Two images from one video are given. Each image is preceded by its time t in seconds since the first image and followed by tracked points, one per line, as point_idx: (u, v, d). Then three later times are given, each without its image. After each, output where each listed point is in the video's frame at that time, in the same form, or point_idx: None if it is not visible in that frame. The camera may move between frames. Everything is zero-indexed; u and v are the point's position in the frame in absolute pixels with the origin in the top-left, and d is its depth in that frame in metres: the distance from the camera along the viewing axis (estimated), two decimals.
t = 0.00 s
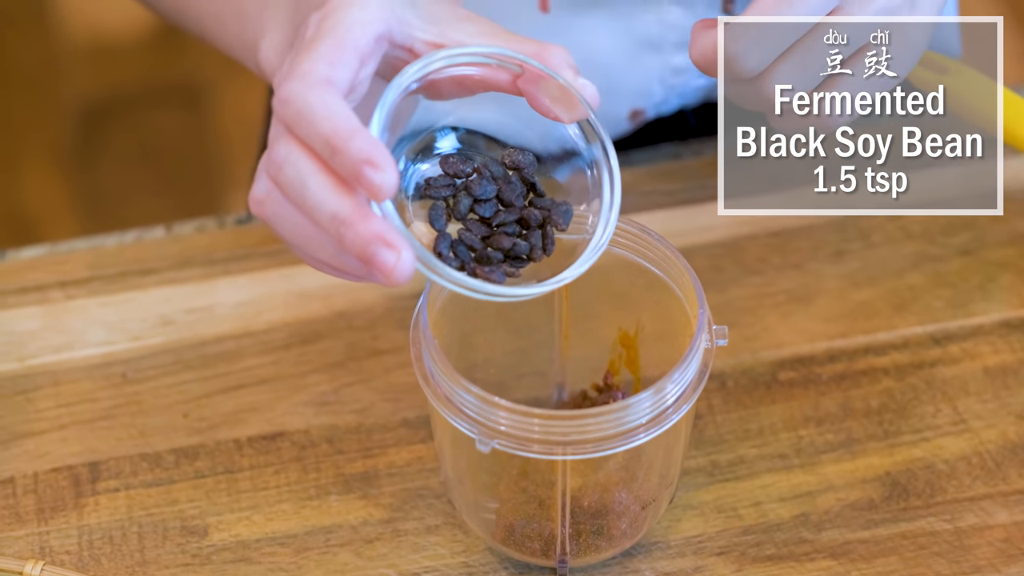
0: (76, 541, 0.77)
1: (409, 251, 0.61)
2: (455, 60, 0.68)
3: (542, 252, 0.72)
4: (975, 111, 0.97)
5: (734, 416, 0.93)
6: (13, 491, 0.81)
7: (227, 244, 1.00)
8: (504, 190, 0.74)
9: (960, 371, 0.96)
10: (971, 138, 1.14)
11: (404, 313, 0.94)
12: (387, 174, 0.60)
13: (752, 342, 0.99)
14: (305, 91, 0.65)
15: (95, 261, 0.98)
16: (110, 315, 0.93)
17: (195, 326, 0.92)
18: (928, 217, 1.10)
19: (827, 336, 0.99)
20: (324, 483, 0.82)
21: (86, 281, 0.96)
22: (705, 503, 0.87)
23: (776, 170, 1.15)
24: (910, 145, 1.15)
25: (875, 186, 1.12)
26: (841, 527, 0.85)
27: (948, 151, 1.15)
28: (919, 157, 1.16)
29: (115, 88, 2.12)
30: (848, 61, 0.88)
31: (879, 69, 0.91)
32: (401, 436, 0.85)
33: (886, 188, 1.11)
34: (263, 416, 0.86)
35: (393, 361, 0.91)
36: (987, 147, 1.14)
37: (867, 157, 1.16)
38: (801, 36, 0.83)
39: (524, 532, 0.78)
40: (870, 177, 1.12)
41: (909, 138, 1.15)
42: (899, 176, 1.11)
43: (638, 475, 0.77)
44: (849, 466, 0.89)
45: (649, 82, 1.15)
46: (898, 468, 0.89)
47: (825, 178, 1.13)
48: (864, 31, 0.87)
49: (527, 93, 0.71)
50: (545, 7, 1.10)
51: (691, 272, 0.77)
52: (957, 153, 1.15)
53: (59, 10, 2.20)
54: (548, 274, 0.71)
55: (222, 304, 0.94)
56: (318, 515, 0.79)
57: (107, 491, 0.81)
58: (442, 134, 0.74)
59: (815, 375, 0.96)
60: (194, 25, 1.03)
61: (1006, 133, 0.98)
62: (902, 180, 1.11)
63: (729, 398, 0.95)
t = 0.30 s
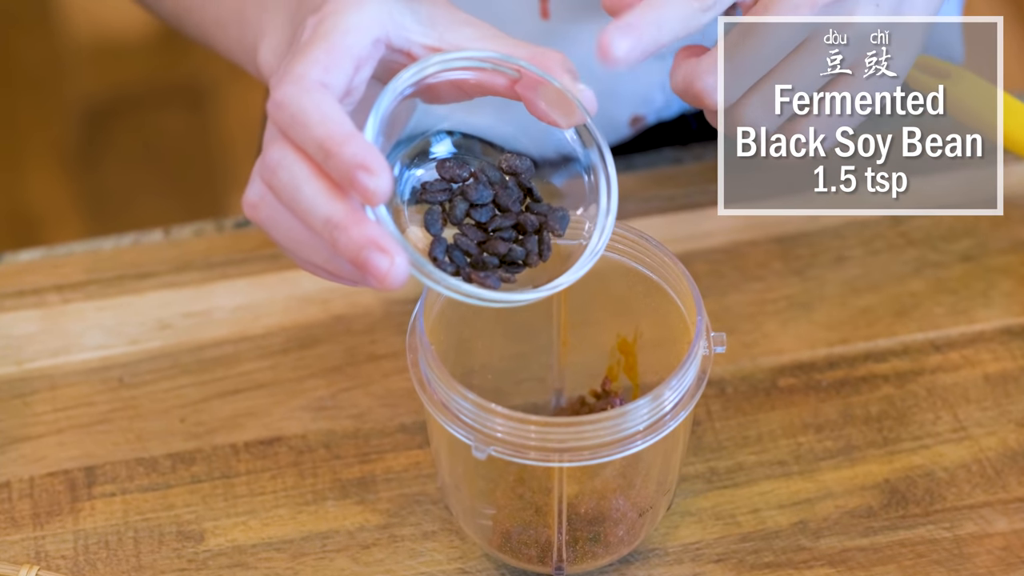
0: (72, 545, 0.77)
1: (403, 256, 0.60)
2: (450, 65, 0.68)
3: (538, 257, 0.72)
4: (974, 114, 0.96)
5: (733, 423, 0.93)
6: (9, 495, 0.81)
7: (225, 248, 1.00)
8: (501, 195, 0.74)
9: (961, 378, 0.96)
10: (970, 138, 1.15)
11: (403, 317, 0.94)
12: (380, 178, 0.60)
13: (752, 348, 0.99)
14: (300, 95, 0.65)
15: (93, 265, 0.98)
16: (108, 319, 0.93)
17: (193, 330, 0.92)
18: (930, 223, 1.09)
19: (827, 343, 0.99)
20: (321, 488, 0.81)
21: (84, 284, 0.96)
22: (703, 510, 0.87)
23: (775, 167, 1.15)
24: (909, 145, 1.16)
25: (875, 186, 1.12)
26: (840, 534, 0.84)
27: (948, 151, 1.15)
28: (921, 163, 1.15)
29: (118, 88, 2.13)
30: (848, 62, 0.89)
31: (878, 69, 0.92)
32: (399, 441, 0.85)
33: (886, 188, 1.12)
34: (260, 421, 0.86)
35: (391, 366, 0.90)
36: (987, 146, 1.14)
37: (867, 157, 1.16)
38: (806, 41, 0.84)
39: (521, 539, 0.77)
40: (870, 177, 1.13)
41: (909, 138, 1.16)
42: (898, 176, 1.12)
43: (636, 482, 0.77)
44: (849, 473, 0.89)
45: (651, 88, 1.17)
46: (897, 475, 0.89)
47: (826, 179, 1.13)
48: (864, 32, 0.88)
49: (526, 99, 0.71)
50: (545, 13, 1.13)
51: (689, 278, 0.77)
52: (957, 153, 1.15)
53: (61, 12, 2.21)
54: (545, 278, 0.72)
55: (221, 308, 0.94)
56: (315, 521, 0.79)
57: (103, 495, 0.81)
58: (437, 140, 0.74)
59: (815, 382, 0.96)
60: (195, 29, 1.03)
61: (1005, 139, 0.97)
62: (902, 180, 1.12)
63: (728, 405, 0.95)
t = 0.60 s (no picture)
0: (63, 550, 0.77)
1: (401, 259, 0.60)
2: (449, 67, 0.67)
3: (536, 259, 0.72)
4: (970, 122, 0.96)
5: (728, 429, 0.93)
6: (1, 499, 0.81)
7: (221, 253, 1.00)
8: (499, 196, 0.74)
9: (957, 385, 0.95)
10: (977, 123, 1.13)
11: (398, 323, 0.94)
12: (378, 182, 0.60)
13: (746, 355, 0.98)
14: (297, 97, 0.65)
15: (88, 269, 0.99)
16: (104, 323, 0.94)
17: (188, 334, 0.93)
18: (926, 230, 1.09)
19: (823, 349, 0.99)
20: (313, 494, 0.81)
21: (79, 288, 0.97)
22: (697, 517, 0.86)
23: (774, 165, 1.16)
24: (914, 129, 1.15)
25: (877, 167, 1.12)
26: (834, 542, 0.84)
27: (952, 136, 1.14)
28: (919, 169, 1.15)
29: (121, 90, 2.14)
30: (847, 64, 0.88)
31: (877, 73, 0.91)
32: (392, 447, 0.85)
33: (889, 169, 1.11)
34: (254, 426, 0.86)
35: (385, 371, 0.91)
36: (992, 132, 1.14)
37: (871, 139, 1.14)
38: (803, 50, 0.85)
39: (513, 546, 0.78)
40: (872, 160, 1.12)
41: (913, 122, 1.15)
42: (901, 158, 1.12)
43: (629, 488, 0.77)
44: (843, 480, 0.88)
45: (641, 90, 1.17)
46: (892, 483, 0.88)
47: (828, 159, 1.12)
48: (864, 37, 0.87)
49: (524, 100, 0.71)
50: (540, 18, 1.14)
51: (683, 285, 0.77)
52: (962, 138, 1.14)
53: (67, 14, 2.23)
54: (543, 281, 0.71)
55: (216, 313, 0.94)
56: (307, 526, 0.79)
57: (95, 500, 0.81)
58: (435, 142, 0.75)
59: (810, 389, 0.95)
60: (193, 33, 1.03)
61: (1001, 145, 0.97)
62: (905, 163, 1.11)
63: (723, 411, 0.94)
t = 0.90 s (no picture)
0: (58, 552, 0.77)
1: (395, 265, 0.60)
2: (444, 73, 0.67)
3: (532, 265, 0.72)
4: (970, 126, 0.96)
5: (725, 434, 0.92)
6: None
7: (217, 255, 1.01)
8: (495, 203, 0.74)
9: (955, 391, 0.95)
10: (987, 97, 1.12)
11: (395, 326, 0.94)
12: (372, 188, 0.60)
13: (744, 359, 0.98)
14: (290, 102, 0.65)
15: (84, 271, 0.99)
16: (99, 325, 0.94)
17: (185, 337, 0.93)
18: (925, 235, 1.09)
19: (820, 354, 0.99)
20: (309, 497, 0.81)
21: (75, 290, 0.97)
22: (693, 522, 0.86)
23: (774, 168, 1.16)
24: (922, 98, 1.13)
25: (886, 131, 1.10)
26: (831, 547, 0.83)
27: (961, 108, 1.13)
28: (918, 174, 1.15)
29: (125, 91, 2.14)
30: (846, 71, 0.88)
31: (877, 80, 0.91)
32: (388, 450, 0.85)
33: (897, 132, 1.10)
34: (249, 429, 0.86)
35: (382, 374, 0.91)
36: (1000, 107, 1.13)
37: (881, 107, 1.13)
38: (802, 57, 0.85)
39: (508, 550, 0.78)
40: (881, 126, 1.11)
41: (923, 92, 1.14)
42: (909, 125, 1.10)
43: (624, 493, 0.77)
44: (840, 485, 0.88)
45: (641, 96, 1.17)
46: (889, 488, 0.88)
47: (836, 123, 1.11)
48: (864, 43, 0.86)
49: (520, 105, 0.70)
50: (539, 21, 1.14)
51: (680, 289, 0.77)
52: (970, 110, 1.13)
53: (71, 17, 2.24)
54: (538, 288, 0.71)
55: (212, 315, 0.94)
56: (303, 529, 0.79)
57: (90, 502, 0.81)
58: (431, 147, 0.75)
59: (808, 393, 0.95)
60: (192, 35, 1.03)
61: (1001, 150, 0.97)
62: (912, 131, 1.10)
63: (720, 416, 0.94)
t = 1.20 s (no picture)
0: (64, 552, 0.77)
1: (402, 273, 0.60)
2: (451, 81, 0.67)
3: (541, 273, 0.72)
4: (975, 128, 0.96)
5: (730, 436, 0.92)
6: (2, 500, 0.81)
7: (223, 256, 1.01)
8: (504, 211, 0.73)
9: (961, 395, 0.95)
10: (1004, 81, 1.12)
11: (401, 328, 0.94)
12: (379, 197, 0.60)
13: (749, 362, 0.98)
14: (299, 112, 0.65)
15: (91, 271, 0.99)
16: (105, 326, 0.94)
17: (191, 338, 0.93)
18: (931, 238, 1.09)
19: (826, 357, 0.98)
20: (315, 498, 0.81)
21: (81, 290, 0.97)
22: (698, 524, 0.86)
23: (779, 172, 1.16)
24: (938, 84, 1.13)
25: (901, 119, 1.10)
26: (836, 550, 0.83)
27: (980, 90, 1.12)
28: (924, 178, 1.15)
29: (137, 91, 2.14)
30: (855, 81, 0.88)
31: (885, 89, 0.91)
32: (394, 451, 0.85)
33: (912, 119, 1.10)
34: (255, 430, 0.86)
35: (387, 376, 0.91)
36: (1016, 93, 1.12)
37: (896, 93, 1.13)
38: (811, 68, 0.84)
39: (514, 552, 0.77)
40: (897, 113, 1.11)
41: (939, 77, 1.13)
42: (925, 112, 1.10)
43: (630, 495, 0.76)
44: (846, 489, 0.88)
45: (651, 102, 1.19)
46: (895, 492, 0.87)
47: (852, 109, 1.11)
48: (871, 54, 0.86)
49: (528, 113, 0.70)
50: (548, 26, 1.14)
51: (685, 292, 0.76)
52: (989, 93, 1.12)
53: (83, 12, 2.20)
54: (546, 297, 0.73)
55: (219, 316, 0.95)
56: (308, 530, 0.79)
57: (96, 502, 0.81)
58: (439, 155, 0.75)
59: (814, 397, 0.95)
60: (199, 38, 1.03)
61: (1006, 153, 0.96)
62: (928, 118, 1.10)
63: (726, 419, 0.94)
